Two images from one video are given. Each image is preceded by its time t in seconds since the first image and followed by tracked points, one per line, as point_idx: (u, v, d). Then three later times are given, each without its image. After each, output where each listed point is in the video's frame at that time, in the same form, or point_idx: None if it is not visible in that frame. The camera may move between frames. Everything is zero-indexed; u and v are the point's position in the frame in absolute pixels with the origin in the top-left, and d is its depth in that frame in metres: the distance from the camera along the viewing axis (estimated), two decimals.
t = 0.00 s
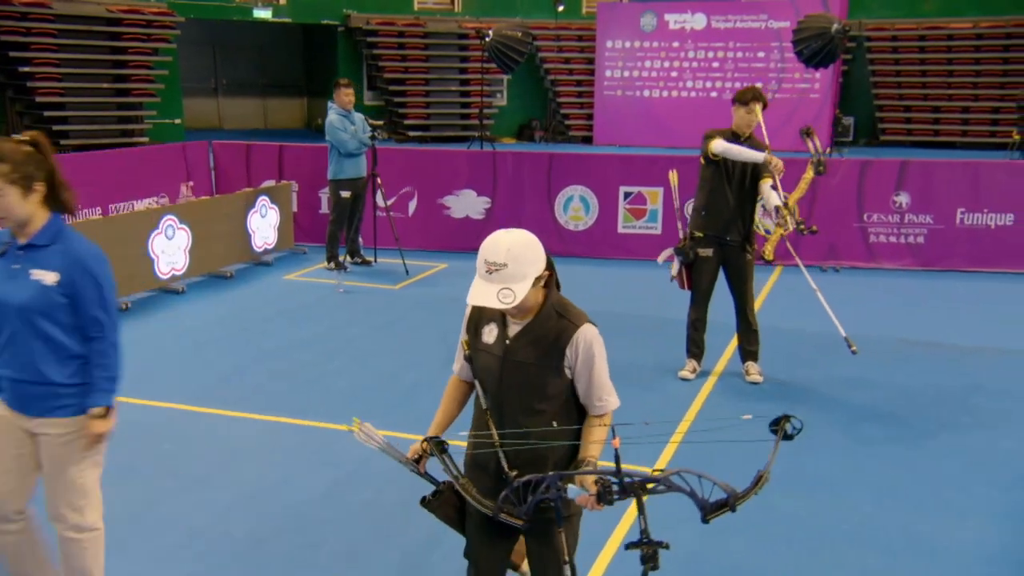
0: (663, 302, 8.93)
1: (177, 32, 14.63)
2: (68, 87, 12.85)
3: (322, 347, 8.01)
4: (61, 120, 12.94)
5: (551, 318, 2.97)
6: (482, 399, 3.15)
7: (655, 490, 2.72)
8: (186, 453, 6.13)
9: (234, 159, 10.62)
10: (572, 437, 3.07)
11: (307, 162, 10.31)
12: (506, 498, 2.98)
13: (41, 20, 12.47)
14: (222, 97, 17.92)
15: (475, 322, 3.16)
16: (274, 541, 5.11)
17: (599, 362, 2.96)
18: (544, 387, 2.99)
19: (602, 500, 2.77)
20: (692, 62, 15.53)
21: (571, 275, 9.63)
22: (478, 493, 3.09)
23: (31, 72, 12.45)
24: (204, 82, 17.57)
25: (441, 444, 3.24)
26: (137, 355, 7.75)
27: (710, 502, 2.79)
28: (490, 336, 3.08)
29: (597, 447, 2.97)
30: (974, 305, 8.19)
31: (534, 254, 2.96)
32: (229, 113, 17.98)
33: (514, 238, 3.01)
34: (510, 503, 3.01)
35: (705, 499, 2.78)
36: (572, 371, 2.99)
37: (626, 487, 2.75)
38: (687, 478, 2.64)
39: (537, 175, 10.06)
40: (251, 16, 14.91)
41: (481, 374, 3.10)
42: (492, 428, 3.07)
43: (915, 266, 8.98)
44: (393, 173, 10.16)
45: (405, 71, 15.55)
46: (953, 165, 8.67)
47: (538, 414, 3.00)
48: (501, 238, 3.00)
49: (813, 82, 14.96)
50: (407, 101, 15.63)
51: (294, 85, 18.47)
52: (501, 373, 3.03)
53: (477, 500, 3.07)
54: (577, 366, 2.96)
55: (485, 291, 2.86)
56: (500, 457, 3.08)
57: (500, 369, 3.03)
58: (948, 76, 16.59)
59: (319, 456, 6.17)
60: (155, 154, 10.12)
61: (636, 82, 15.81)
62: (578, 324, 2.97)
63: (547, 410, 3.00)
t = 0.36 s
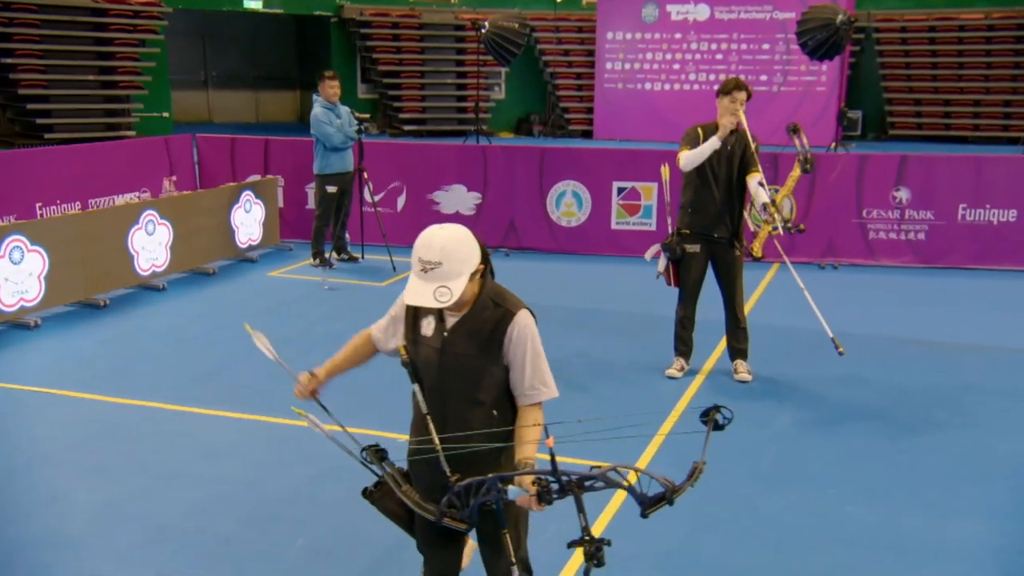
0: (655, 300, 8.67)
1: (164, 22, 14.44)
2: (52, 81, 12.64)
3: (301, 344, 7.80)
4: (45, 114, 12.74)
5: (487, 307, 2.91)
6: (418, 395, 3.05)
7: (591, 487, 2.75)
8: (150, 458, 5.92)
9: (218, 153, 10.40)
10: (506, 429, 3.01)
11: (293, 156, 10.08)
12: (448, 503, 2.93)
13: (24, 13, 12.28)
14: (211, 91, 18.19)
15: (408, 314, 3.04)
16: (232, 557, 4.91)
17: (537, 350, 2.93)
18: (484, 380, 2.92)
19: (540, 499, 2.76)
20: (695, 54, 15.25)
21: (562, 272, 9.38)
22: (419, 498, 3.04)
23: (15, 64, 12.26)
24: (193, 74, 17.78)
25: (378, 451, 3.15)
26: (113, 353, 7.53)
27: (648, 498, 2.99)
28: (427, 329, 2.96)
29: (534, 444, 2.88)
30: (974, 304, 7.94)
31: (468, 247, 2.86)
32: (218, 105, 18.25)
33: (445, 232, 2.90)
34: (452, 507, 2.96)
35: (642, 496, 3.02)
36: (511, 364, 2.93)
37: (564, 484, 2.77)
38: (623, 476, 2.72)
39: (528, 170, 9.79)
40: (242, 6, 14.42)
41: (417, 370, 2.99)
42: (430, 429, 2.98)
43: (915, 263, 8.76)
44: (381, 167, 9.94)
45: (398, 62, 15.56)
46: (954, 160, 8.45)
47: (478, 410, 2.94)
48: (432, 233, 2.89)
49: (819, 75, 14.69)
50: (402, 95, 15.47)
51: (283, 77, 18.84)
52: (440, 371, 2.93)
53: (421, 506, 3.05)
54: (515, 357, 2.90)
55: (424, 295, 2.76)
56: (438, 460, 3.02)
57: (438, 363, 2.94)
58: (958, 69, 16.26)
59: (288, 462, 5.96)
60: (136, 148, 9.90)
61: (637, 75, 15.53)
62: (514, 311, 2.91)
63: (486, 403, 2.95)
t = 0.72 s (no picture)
0: (649, 299, 8.45)
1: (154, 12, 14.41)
2: (40, 73, 12.67)
3: (284, 340, 7.61)
4: (32, 108, 12.67)
5: (463, 290, 2.86)
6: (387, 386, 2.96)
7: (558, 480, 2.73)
8: (118, 457, 5.71)
9: (207, 147, 10.23)
10: (476, 422, 2.94)
11: (283, 150, 9.89)
12: (415, 497, 2.87)
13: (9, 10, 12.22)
14: (204, 84, 18.17)
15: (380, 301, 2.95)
16: (194, 559, 4.70)
17: (512, 337, 2.87)
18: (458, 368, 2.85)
19: (507, 492, 2.74)
20: (699, 46, 14.99)
21: (556, 268, 9.17)
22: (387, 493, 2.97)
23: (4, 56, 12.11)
24: (186, 66, 17.74)
25: (344, 445, 3.18)
26: (90, 347, 7.28)
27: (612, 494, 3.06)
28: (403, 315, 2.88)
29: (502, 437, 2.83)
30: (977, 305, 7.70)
31: (444, 229, 2.82)
32: (212, 98, 18.24)
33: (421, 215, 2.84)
34: (419, 502, 2.90)
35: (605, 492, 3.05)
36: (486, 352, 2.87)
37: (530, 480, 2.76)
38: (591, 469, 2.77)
39: (523, 165, 9.55)
40: None
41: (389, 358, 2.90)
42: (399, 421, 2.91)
43: (918, 260, 8.52)
44: (372, 161, 9.73)
45: (396, 55, 15.44)
46: (960, 155, 8.20)
47: (451, 400, 2.86)
48: (408, 218, 2.82)
49: (827, 68, 14.39)
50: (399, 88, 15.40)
51: (276, 70, 19.07)
52: (416, 359, 2.85)
53: (388, 501, 2.99)
54: (492, 344, 2.85)
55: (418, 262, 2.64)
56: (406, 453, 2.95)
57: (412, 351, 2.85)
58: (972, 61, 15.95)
59: (260, 460, 5.76)
60: (121, 142, 9.73)
61: (641, 68, 15.25)
62: (489, 296, 2.86)
63: (460, 393, 2.86)
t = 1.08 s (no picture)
0: (644, 297, 8.47)
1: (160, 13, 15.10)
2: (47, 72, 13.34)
3: (280, 337, 7.69)
4: (41, 108, 13.37)
5: (453, 284, 3.02)
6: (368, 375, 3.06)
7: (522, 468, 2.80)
8: (109, 451, 5.77)
9: (208, 146, 10.36)
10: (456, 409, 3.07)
11: (283, 149, 10.00)
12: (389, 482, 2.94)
13: (18, 11, 12.85)
14: (211, 84, 18.51)
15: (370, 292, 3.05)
16: (179, 549, 4.77)
17: (497, 328, 3.04)
18: (446, 357, 3.00)
19: (477, 476, 2.80)
20: (705, 46, 14.97)
21: (552, 267, 9.20)
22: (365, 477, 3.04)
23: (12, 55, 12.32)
24: (193, 66, 18.01)
25: (324, 430, 3.23)
26: (87, 343, 7.36)
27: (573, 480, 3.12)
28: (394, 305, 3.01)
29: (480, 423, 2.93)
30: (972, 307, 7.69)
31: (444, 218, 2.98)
32: (218, 97, 18.56)
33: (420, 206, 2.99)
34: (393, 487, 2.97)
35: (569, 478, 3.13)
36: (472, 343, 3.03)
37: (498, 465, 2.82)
38: (552, 458, 2.82)
39: (521, 165, 9.55)
40: None
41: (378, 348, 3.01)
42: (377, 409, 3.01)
43: (915, 260, 8.51)
44: (372, 160, 9.77)
45: (402, 54, 15.63)
46: (958, 154, 8.17)
47: (436, 390, 3.00)
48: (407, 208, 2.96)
49: (832, 68, 14.34)
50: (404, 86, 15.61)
51: (285, 70, 19.26)
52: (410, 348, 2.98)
53: (364, 486, 3.04)
54: (479, 335, 3.02)
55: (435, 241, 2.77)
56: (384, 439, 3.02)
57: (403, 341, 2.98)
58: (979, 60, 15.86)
59: (250, 454, 5.83)
60: (122, 141, 9.87)
61: (646, 67, 15.24)
62: (478, 290, 3.03)
63: (447, 383, 3.00)
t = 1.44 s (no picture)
0: (636, 296, 8.52)
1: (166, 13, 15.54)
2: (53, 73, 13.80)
3: (274, 334, 7.77)
4: (46, 108, 13.84)
5: (437, 280, 3.13)
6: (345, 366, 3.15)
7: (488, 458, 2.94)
8: (99, 445, 5.86)
9: (209, 146, 10.51)
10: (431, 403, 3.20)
11: (282, 149, 10.13)
12: (362, 471, 3.03)
13: (26, 13, 13.31)
14: (217, 83, 18.70)
15: (356, 287, 3.08)
16: (164, 540, 4.85)
17: (473, 323, 3.21)
18: (427, 351, 3.12)
19: (445, 464, 2.92)
20: (707, 46, 15.00)
21: (547, 265, 9.26)
22: (338, 464, 3.12)
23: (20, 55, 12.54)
24: (199, 66, 18.24)
25: (297, 421, 3.25)
26: (84, 339, 7.46)
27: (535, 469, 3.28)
28: (380, 300, 3.07)
29: (450, 414, 3.07)
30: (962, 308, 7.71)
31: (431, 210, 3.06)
32: (224, 97, 18.76)
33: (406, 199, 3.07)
34: (365, 475, 3.06)
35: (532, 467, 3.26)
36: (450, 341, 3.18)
37: (463, 454, 2.94)
38: (515, 449, 2.98)
39: (518, 164, 9.61)
40: None
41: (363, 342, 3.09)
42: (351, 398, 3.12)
43: (908, 259, 8.54)
44: (369, 160, 9.84)
45: (406, 54, 15.85)
46: (950, 154, 8.20)
47: (417, 383, 3.13)
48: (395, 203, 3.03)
49: (834, 68, 14.36)
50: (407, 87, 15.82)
51: (290, 70, 19.43)
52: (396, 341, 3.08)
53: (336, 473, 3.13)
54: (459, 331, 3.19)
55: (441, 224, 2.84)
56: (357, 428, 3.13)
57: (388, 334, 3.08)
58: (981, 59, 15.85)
59: (239, 447, 5.91)
60: (122, 141, 10.03)
61: (648, 67, 15.28)
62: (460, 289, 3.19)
63: (427, 378, 3.14)
